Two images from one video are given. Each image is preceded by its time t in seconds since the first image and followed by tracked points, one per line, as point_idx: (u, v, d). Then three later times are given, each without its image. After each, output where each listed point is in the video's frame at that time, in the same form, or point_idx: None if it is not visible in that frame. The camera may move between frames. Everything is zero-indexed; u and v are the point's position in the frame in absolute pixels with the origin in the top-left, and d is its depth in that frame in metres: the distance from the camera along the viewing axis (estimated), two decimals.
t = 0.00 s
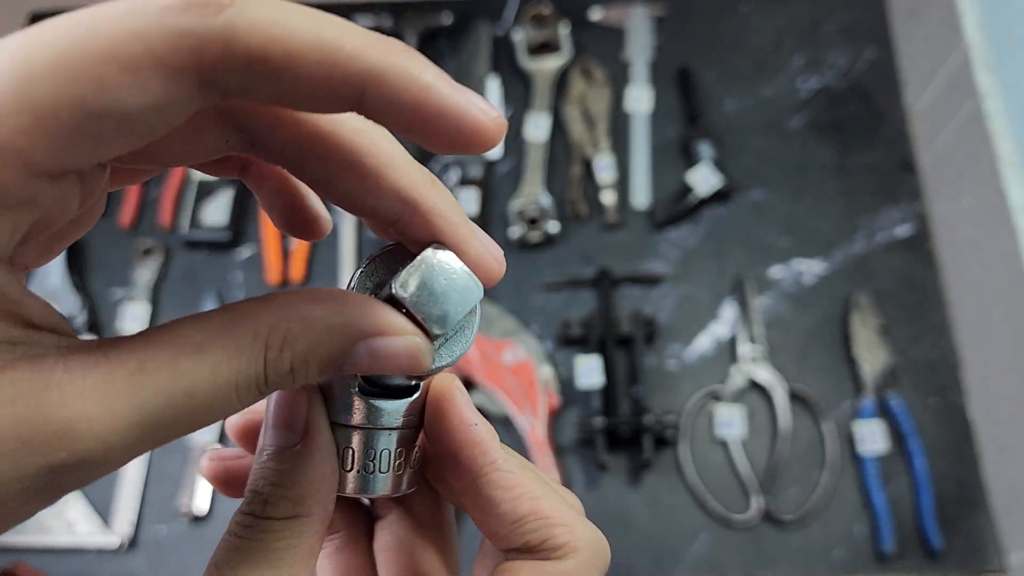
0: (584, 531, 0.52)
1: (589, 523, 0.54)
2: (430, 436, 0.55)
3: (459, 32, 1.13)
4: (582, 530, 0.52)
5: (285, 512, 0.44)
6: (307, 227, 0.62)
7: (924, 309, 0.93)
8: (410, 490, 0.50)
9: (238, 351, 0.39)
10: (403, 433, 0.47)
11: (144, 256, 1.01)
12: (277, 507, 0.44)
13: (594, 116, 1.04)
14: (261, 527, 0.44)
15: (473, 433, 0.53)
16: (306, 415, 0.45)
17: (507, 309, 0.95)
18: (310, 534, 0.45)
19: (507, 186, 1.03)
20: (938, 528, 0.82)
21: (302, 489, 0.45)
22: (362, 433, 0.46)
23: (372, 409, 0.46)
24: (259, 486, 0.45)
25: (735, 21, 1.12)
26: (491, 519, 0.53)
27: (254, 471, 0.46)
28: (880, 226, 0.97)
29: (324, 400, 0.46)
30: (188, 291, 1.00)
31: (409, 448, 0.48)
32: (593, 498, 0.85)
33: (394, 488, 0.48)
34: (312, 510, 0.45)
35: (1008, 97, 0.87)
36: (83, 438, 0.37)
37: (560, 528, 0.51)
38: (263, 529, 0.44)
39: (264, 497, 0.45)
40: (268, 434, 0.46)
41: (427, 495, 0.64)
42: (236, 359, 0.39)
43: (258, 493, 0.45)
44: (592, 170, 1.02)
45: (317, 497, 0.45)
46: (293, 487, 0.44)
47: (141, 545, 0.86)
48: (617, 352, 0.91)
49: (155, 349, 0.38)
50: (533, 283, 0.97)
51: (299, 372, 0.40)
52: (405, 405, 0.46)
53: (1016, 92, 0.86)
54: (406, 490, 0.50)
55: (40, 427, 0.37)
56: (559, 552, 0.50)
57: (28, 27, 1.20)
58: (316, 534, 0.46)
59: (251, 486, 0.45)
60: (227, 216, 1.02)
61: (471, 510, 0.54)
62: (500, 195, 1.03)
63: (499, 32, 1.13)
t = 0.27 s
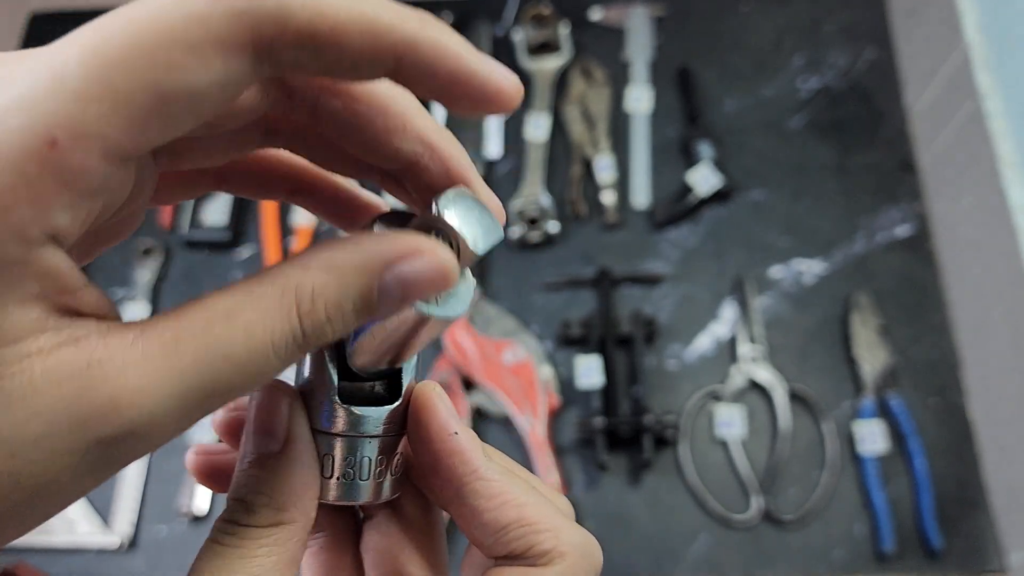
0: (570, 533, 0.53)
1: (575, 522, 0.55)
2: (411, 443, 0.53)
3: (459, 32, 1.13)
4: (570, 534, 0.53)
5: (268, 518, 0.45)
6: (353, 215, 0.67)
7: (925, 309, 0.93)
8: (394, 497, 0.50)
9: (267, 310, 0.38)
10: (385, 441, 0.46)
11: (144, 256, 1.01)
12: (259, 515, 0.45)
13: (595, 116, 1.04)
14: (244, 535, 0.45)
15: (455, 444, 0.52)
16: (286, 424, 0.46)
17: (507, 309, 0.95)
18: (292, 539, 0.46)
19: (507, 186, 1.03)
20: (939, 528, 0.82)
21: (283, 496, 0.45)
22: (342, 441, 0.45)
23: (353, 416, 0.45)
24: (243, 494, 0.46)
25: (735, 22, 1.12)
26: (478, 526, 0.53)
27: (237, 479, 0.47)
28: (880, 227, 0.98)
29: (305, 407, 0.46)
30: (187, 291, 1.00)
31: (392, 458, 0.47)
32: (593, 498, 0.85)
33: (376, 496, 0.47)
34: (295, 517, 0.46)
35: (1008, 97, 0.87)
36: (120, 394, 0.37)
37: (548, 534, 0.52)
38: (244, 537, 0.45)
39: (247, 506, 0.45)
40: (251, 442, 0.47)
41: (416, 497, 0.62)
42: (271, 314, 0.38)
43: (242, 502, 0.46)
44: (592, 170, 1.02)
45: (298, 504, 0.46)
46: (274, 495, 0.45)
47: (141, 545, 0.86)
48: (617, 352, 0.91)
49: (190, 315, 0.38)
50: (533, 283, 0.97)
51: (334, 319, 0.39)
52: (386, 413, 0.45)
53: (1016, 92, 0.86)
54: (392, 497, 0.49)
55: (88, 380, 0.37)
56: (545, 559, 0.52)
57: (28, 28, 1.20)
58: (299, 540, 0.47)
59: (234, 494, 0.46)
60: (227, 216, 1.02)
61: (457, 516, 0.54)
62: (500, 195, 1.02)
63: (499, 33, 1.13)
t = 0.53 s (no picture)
0: None
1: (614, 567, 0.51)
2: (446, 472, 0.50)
3: (459, 32, 1.13)
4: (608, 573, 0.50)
5: (288, 554, 0.46)
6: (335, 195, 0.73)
7: (925, 309, 0.93)
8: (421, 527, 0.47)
9: (263, 208, 0.52)
10: (415, 469, 0.45)
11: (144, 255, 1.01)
12: (278, 549, 0.46)
13: (595, 116, 1.04)
14: (263, 569, 0.45)
15: (496, 478, 0.49)
16: (312, 452, 0.45)
17: (507, 309, 0.95)
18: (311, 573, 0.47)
19: (507, 186, 1.03)
20: (938, 528, 0.82)
21: (307, 533, 0.46)
22: (371, 469, 0.44)
23: (384, 442, 0.43)
24: (261, 524, 0.46)
25: (735, 21, 1.12)
26: (509, 566, 0.50)
27: (253, 506, 0.47)
28: (880, 227, 0.97)
29: (335, 431, 0.45)
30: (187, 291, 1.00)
31: (421, 486, 0.46)
32: (593, 498, 0.85)
33: (406, 526, 0.46)
34: (317, 552, 0.47)
35: (1008, 97, 0.87)
36: (136, 272, 0.49)
37: None
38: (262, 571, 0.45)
39: (266, 537, 0.46)
40: (275, 467, 0.46)
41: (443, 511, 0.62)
42: (271, 208, 0.52)
43: (259, 531, 0.46)
44: (592, 170, 1.02)
45: (320, 538, 0.46)
46: (297, 530, 0.46)
47: (141, 545, 0.86)
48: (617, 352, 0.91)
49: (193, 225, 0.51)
50: (533, 283, 0.97)
51: (318, 213, 0.52)
52: (419, 440, 0.44)
53: (1016, 92, 0.86)
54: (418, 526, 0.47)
55: (84, 269, 0.48)
56: None
57: (28, 27, 1.20)
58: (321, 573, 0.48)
59: (253, 524, 0.46)
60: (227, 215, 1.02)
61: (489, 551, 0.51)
62: (500, 195, 1.02)
63: (499, 33, 1.13)
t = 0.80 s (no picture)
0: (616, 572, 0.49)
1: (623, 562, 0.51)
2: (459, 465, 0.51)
3: (459, 32, 1.13)
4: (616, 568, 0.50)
5: (308, 539, 0.45)
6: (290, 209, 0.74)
7: (925, 309, 0.93)
8: (432, 519, 0.49)
9: (171, 257, 0.49)
10: (428, 464, 0.46)
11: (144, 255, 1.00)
12: (301, 534, 0.45)
13: (594, 116, 1.04)
14: (286, 554, 0.45)
15: (507, 471, 0.50)
16: (334, 445, 0.45)
17: (507, 309, 0.95)
18: (329, 558, 0.46)
19: (507, 186, 1.03)
20: (938, 528, 0.82)
21: (327, 518, 0.45)
22: (387, 462, 0.45)
23: (400, 437, 0.44)
24: (282, 510, 0.45)
25: (735, 22, 1.12)
26: (518, 559, 0.50)
27: (274, 492, 0.46)
28: (879, 226, 0.98)
29: (356, 423, 0.45)
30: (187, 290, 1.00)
31: (434, 479, 0.47)
32: (594, 498, 0.85)
33: (417, 517, 0.48)
34: (335, 538, 0.46)
35: (1008, 97, 0.87)
36: (24, 292, 0.49)
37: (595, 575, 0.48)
38: (284, 556, 0.44)
39: (287, 522, 0.45)
40: (295, 455, 0.45)
41: (451, 511, 0.64)
42: (174, 253, 0.49)
43: (281, 516, 0.45)
44: (592, 170, 1.02)
45: (339, 525, 0.46)
46: (318, 517, 0.45)
47: (141, 545, 0.86)
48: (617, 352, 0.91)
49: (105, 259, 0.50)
50: (533, 283, 0.97)
51: (226, 266, 0.49)
52: (433, 435, 0.45)
53: (1016, 92, 0.86)
54: (428, 518, 0.48)
55: None
56: None
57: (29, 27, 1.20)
58: (340, 556, 0.47)
59: (273, 509, 0.45)
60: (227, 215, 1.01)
61: (499, 545, 0.51)
62: (500, 195, 1.03)
63: (499, 33, 1.12)
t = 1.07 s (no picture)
0: (569, 538, 0.52)
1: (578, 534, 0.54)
2: (425, 448, 0.52)
3: (459, 32, 1.13)
4: (568, 539, 0.52)
5: (279, 521, 0.44)
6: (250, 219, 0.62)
7: (925, 309, 0.93)
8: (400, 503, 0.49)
9: (149, 295, 0.41)
10: (397, 448, 0.46)
11: (144, 255, 1.00)
12: (273, 515, 0.44)
13: (594, 117, 1.05)
14: (255, 536, 0.44)
15: (470, 450, 0.52)
16: (305, 428, 0.45)
17: (507, 309, 0.95)
18: (302, 541, 0.45)
19: (507, 187, 1.03)
20: (937, 527, 0.82)
21: (299, 498, 0.45)
22: (357, 444, 0.45)
23: (368, 421, 0.45)
24: (256, 494, 0.44)
25: (735, 22, 1.12)
26: (481, 534, 0.52)
27: (249, 475, 0.45)
28: (879, 226, 0.98)
29: (327, 407, 0.46)
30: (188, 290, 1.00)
31: (403, 462, 0.47)
32: (593, 498, 0.85)
33: (386, 500, 0.48)
34: (306, 519, 0.45)
35: (1007, 97, 0.88)
36: None
37: (552, 544, 0.51)
38: (257, 537, 0.44)
39: (261, 504, 0.44)
40: (266, 440, 0.45)
41: (419, 501, 0.63)
42: (136, 300, 0.41)
43: (255, 500, 0.44)
44: (592, 170, 1.02)
45: (311, 506, 0.45)
46: (291, 498, 0.44)
47: (141, 545, 0.86)
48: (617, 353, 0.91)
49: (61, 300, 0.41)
50: (533, 283, 0.97)
51: (213, 315, 0.42)
52: (403, 420, 0.46)
53: (1015, 93, 0.86)
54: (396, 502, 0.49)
55: None
56: (550, 568, 0.51)
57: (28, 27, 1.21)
58: (310, 541, 0.46)
59: (247, 493, 0.45)
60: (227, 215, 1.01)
61: (463, 522, 0.53)
62: (500, 195, 1.03)
63: (499, 33, 1.13)
